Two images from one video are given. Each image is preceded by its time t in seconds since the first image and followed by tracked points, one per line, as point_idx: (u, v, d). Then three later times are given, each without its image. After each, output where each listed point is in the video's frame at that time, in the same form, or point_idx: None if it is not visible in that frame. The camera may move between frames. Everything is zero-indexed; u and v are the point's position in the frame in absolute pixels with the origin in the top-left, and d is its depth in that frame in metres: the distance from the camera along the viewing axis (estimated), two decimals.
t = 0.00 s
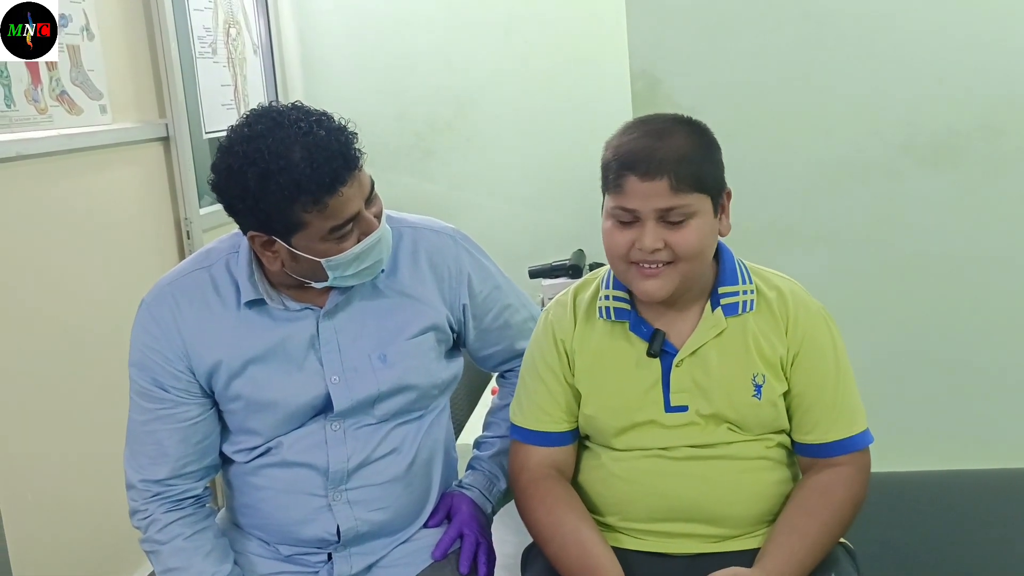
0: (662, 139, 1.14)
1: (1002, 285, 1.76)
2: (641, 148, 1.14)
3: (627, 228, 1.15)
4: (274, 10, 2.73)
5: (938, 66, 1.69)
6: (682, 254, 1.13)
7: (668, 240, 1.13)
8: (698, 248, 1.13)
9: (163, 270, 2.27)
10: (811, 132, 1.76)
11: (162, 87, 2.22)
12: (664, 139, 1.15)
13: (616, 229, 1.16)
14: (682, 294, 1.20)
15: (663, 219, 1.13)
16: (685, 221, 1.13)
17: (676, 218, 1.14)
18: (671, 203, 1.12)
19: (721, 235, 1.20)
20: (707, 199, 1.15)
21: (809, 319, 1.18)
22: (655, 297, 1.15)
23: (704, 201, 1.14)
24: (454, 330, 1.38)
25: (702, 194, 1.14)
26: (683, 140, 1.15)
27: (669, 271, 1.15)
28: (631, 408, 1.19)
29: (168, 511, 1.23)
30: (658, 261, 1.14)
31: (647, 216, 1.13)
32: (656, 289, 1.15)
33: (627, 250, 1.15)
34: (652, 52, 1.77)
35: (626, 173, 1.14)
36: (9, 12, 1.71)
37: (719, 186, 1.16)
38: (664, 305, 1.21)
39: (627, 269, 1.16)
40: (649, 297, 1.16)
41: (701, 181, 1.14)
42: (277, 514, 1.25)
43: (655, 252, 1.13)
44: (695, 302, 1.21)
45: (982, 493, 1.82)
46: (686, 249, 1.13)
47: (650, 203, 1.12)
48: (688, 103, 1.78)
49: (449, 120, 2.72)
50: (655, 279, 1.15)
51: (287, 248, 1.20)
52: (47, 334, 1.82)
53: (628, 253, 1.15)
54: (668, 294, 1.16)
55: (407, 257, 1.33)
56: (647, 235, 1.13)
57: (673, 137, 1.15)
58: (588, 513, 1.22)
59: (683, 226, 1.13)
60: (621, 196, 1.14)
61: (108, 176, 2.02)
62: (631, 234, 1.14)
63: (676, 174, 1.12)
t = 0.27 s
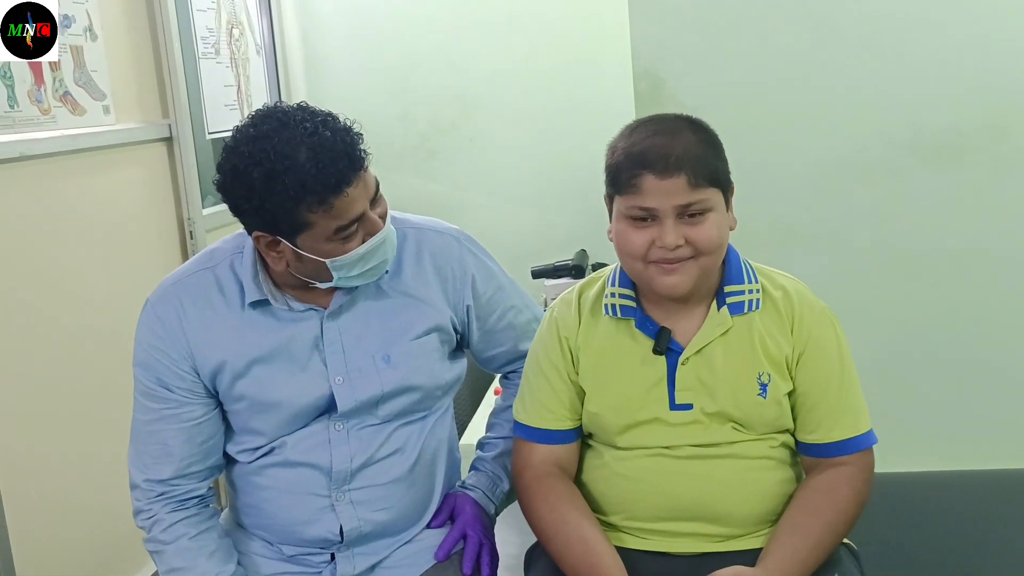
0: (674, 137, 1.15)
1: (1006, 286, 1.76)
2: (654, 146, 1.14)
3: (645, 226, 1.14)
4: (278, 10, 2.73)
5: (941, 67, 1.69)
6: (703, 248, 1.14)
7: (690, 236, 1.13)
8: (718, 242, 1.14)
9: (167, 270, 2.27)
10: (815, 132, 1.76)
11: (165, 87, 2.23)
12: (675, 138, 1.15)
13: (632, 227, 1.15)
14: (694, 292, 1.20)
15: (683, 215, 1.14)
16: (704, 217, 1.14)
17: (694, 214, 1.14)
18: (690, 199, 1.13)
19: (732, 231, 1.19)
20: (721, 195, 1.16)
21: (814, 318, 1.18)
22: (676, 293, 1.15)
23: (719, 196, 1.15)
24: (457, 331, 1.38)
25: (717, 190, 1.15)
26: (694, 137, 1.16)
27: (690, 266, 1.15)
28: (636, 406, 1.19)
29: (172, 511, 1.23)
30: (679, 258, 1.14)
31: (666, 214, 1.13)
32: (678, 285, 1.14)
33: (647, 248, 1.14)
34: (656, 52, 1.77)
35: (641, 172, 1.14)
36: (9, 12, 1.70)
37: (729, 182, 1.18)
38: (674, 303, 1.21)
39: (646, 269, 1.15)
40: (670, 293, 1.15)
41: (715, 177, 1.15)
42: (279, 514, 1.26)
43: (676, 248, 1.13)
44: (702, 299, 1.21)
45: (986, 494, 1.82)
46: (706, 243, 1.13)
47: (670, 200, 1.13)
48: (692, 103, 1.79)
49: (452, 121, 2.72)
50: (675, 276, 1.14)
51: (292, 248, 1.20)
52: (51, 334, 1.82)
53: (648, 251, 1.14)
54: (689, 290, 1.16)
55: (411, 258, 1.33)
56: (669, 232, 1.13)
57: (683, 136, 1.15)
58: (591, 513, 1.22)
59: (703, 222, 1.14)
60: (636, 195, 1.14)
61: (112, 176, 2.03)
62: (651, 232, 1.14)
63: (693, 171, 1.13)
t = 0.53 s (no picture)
0: (678, 135, 1.15)
1: (1009, 286, 1.76)
2: (659, 143, 1.14)
3: (647, 224, 1.14)
4: (279, 10, 2.73)
5: (944, 66, 1.69)
6: (705, 248, 1.13)
7: (691, 236, 1.13)
8: (720, 242, 1.14)
9: (168, 270, 2.27)
10: (816, 132, 1.76)
11: (166, 87, 2.22)
12: (679, 136, 1.15)
13: (635, 225, 1.15)
14: (696, 293, 1.19)
15: (685, 214, 1.14)
16: (706, 215, 1.14)
17: (697, 213, 1.14)
18: (692, 197, 1.13)
19: (735, 232, 1.18)
20: (724, 194, 1.15)
21: (819, 319, 1.18)
22: (678, 293, 1.15)
23: (723, 195, 1.15)
24: (460, 330, 1.38)
25: (720, 189, 1.15)
26: (698, 135, 1.15)
27: (691, 266, 1.14)
28: (639, 408, 1.19)
29: (174, 511, 1.22)
30: (680, 257, 1.14)
31: (668, 212, 1.13)
32: (679, 285, 1.14)
33: (648, 246, 1.14)
34: (658, 52, 1.76)
35: (645, 169, 1.14)
36: (9, 12, 1.69)
37: (733, 181, 1.17)
38: (677, 304, 1.21)
39: (646, 267, 1.15)
40: (671, 293, 1.15)
41: (719, 175, 1.15)
42: (281, 514, 1.25)
43: (677, 247, 1.13)
44: (704, 302, 1.21)
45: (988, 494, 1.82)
46: (709, 243, 1.13)
47: (672, 198, 1.13)
48: (694, 103, 1.78)
49: (454, 121, 2.72)
50: (677, 276, 1.14)
51: (295, 247, 1.20)
52: (52, 335, 1.82)
53: (649, 248, 1.14)
54: (691, 290, 1.15)
55: (414, 257, 1.33)
56: (670, 231, 1.12)
57: (687, 133, 1.15)
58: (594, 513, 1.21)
59: (705, 221, 1.13)
60: (640, 192, 1.14)
61: (113, 176, 2.02)
62: (652, 230, 1.14)
63: (696, 169, 1.13)
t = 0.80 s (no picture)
0: (683, 131, 1.15)
1: (1010, 286, 1.76)
2: (664, 138, 1.15)
3: (651, 219, 1.14)
4: (279, 9, 2.73)
5: (945, 66, 1.69)
6: (709, 243, 1.13)
7: (696, 230, 1.13)
8: (724, 237, 1.13)
9: (169, 270, 2.27)
10: (818, 132, 1.76)
11: (167, 87, 2.22)
12: (684, 132, 1.15)
13: (639, 220, 1.15)
14: (698, 290, 1.19)
15: (689, 209, 1.14)
16: (710, 211, 1.14)
17: (701, 208, 1.14)
18: (697, 191, 1.13)
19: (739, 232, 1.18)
20: (728, 191, 1.16)
21: (820, 319, 1.18)
22: (682, 288, 1.14)
23: (727, 192, 1.15)
24: (463, 328, 1.38)
25: (724, 185, 1.15)
26: (703, 132, 1.16)
27: (695, 261, 1.14)
28: (640, 409, 1.19)
29: (176, 510, 1.22)
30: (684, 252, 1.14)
31: (673, 206, 1.13)
32: (683, 280, 1.13)
33: (652, 240, 1.14)
34: (659, 51, 1.76)
35: (650, 163, 1.14)
36: (8, 12, 1.68)
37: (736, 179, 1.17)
38: (679, 301, 1.21)
39: (651, 261, 1.15)
40: (675, 288, 1.14)
41: (723, 172, 1.15)
42: (283, 513, 1.25)
43: (682, 242, 1.13)
44: (706, 301, 1.21)
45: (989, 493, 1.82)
46: (713, 238, 1.13)
47: (677, 192, 1.13)
48: (695, 102, 1.78)
49: (455, 120, 2.72)
50: (681, 270, 1.14)
51: (298, 245, 1.20)
52: (53, 335, 1.82)
53: (653, 243, 1.14)
54: (695, 285, 1.15)
55: (417, 255, 1.33)
56: (674, 225, 1.12)
57: (691, 130, 1.15)
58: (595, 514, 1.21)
59: (709, 216, 1.13)
60: (645, 186, 1.14)
61: (113, 176, 2.02)
62: (656, 225, 1.14)
63: (701, 164, 1.13)
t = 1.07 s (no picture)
0: (677, 129, 1.15)
1: (1012, 285, 1.76)
2: (657, 137, 1.15)
3: (643, 216, 1.15)
4: (280, 10, 2.73)
5: (946, 65, 1.69)
6: (700, 241, 1.13)
7: (686, 228, 1.13)
8: (715, 235, 1.13)
9: (170, 270, 2.27)
10: (819, 131, 1.76)
11: (168, 87, 2.23)
12: (679, 130, 1.15)
13: (632, 217, 1.15)
14: (694, 288, 1.19)
15: (680, 206, 1.13)
16: (702, 208, 1.14)
17: (692, 205, 1.14)
18: (688, 189, 1.13)
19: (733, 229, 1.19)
20: (721, 189, 1.15)
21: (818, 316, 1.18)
22: (672, 287, 1.14)
23: (720, 190, 1.15)
24: (465, 329, 1.38)
25: (717, 182, 1.15)
26: (698, 131, 1.16)
27: (686, 258, 1.14)
28: (640, 405, 1.18)
29: (178, 510, 1.22)
30: (675, 249, 1.14)
31: (664, 204, 1.13)
32: (673, 278, 1.14)
33: (644, 237, 1.14)
34: (659, 51, 1.76)
35: (642, 161, 1.14)
36: (8, 12, 1.69)
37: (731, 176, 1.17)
38: (675, 299, 1.21)
39: (642, 258, 1.15)
40: (664, 287, 1.15)
41: (717, 169, 1.15)
42: (284, 514, 1.25)
43: (672, 239, 1.13)
44: (703, 298, 1.21)
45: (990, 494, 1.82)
46: (703, 236, 1.13)
47: (669, 189, 1.12)
48: (695, 102, 1.78)
49: (455, 121, 2.72)
50: (671, 268, 1.14)
51: (301, 245, 1.20)
52: (54, 335, 1.82)
53: (644, 240, 1.14)
54: (686, 283, 1.15)
55: (418, 254, 1.33)
56: (665, 222, 1.13)
57: (686, 128, 1.15)
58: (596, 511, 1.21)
59: (700, 213, 1.13)
60: (638, 184, 1.14)
61: (114, 177, 2.02)
62: (647, 222, 1.14)
63: (693, 162, 1.13)
